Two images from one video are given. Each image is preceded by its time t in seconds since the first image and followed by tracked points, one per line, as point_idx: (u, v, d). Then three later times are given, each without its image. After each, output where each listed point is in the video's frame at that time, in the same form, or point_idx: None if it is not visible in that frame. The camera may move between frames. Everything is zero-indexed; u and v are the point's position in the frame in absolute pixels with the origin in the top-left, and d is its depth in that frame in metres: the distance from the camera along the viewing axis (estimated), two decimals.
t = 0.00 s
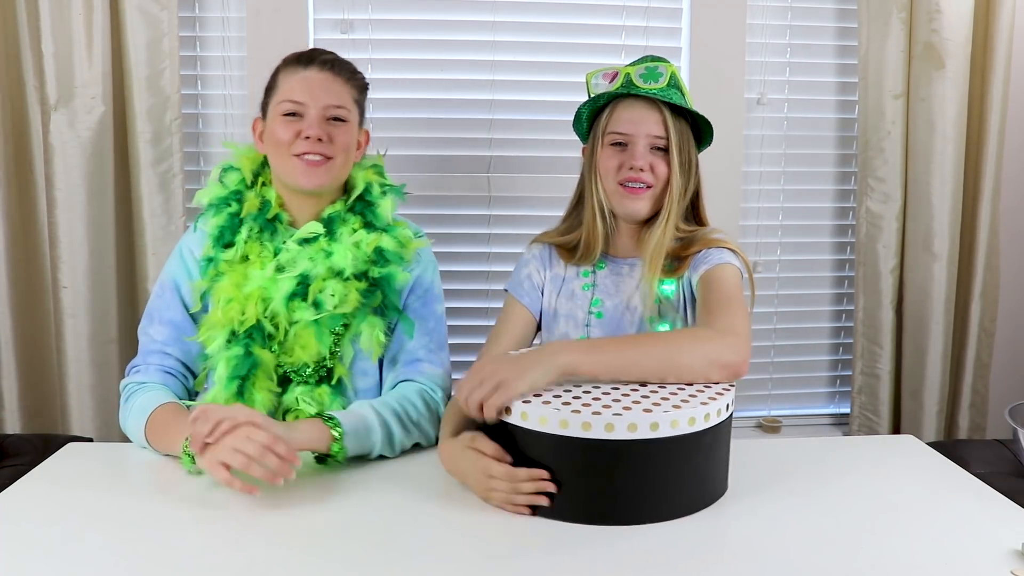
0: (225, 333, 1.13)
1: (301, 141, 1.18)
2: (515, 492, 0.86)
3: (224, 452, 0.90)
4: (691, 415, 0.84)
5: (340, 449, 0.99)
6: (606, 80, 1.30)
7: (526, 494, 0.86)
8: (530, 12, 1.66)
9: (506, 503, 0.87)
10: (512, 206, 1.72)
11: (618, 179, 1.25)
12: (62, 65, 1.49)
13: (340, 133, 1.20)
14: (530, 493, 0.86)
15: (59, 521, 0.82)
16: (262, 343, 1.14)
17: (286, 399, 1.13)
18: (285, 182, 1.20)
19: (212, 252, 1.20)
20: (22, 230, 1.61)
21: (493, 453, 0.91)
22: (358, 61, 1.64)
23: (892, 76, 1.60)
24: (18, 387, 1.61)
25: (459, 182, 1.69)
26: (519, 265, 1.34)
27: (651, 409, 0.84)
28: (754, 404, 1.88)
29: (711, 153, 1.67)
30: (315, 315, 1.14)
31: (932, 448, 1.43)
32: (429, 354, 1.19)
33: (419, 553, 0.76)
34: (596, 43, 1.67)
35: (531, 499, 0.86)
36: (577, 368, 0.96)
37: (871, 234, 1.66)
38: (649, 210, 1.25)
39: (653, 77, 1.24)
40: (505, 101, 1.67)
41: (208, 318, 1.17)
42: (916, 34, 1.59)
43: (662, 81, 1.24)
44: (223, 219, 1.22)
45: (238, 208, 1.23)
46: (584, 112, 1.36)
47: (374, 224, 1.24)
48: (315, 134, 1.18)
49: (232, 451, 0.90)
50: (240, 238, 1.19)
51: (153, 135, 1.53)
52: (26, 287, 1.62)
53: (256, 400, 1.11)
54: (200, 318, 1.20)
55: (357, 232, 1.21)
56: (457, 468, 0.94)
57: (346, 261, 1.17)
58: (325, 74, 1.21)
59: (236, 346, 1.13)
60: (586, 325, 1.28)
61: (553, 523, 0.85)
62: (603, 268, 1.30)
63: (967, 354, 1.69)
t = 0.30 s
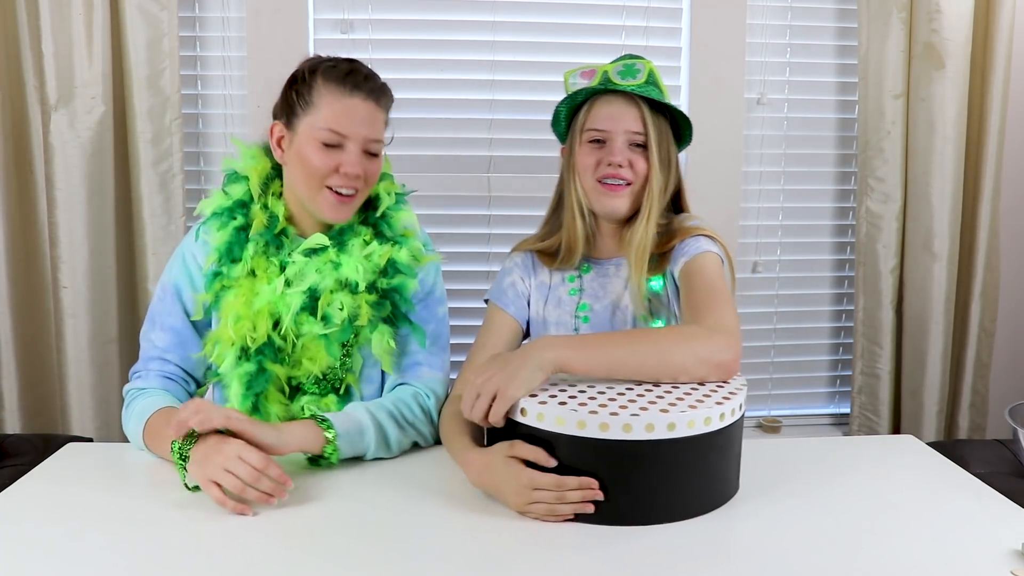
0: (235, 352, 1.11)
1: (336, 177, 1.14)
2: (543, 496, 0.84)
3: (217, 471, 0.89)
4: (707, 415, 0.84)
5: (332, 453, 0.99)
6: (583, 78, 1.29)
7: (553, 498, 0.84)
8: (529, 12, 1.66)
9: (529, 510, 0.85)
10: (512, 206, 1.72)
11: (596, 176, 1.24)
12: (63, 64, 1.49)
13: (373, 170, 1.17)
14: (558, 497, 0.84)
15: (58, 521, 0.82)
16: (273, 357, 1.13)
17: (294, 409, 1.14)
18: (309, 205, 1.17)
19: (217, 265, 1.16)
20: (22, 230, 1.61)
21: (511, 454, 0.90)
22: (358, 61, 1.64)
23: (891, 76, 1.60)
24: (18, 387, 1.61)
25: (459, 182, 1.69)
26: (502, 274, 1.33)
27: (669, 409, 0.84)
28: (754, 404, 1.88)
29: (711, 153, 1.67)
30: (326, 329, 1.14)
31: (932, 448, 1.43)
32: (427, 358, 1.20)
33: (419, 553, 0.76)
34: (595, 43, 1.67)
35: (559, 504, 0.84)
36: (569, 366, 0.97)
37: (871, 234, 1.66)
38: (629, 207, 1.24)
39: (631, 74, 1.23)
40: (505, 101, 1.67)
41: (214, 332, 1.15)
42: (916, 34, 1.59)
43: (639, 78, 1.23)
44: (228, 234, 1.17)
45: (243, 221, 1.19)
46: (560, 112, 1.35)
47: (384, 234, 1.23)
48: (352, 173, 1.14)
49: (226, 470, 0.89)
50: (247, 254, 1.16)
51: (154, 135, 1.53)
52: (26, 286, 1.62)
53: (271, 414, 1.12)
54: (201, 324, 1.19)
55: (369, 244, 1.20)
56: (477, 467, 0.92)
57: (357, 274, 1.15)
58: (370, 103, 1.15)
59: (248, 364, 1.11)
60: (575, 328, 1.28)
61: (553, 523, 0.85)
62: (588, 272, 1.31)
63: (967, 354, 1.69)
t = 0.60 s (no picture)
0: (237, 367, 1.11)
1: (342, 200, 1.14)
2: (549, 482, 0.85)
3: (218, 485, 0.88)
4: (717, 410, 0.84)
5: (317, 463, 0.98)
6: (567, 84, 1.26)
7: (558, 484, 0.85)
8: (529, 12, 1.66)
9: (533, 496, 0.86)
10: (512, 206, 1.72)
11: (584, 187, 1.24)
12: (63, 64, 1.49)
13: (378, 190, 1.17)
14: (564, 484, 0.85)
15: (58, 521, 0.82)
16: (275, 371, 1.14)
17: (297, 417, 1.15)
18: (314, 225, 1.17)
19: (220, 279, 1.15)
20: (22, 230, 1.61)
21: (521, 436, 0.92)
22: (358, 61, 1.64)
23: (891, 76, 1.60)
24: (17, 387, 1.61)
25: (459, 182, 1.69)
26: (491, 279, 1.32)
27: (680, 401, 0.84)
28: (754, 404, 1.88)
29: (711, 154, 1.67)
30: (328, 340, 1.14)
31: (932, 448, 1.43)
32: (419, 356, 1.21)
33: (419, 553, 0.76)
34: (595, 43, 1.67)
35: (565, 491, 0.85)
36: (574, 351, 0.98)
37: (870, 234, 1.66)
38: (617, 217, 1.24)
39: (615, 80, 1.21)
40: (505, 101, 1.67)
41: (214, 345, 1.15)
42: (916, 34, 1.59)
43: (624, 84, 1.21)
44: (229, 249, 1.16)
45: (245, 234, 1.18)
46: (546, 116, 1.33)
47: (383, 238, 1.22)
48: (358, 198, 1.14)
49: (226, 484, 0.87)
50: (249, 269, 1.15)
51: (154, 135, 1.53)
52: (26, 286, 1.62)
53: (274, 426, 1.13)
54: (199, 330, 1.20)
55: (368, 249, 1.20)
56: (490, 453, 0.94)
57: (358, 281, 1.15)
58: (377, 129, 1.14)
59: (250, 380, 1.11)
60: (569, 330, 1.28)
61: (553, 523, 0.85)
62: (578, 274, 1.31)
63: (967, 354, 1.69)
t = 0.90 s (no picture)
0: (243, 365, 1.11)
1: (349, 189, 1.14)
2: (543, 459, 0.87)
3: (215, 492, 0.87)
4: (719, 399, 0.84)
5: (314, 468, 0.98)
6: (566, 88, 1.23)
7: (551, 460, 0.87)
8: (529, 12, 1.66)
9: (529, 472, 0.88)
10: (512, 206, 1.72)
11: (574, 196, 1.25)
12: (63, 64, 1.49)
13: (382, 178, 1.17)
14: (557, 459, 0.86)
15: (58, 521, 0.82)
16: (280, 370, 1.14)
17: (302, 416, 1.16)
18: (323, 222, 1.17)
19: (226, 276, 1.14)
20: (22, 230, 1.61)
21: (519, 412, 0.92)
22: (358, 61, 1.64)
23: (891, 76, 1.60)
24: (17, 387, 1.61)
25: (459, 182, 1.69)
26: (486, 278, 1.33)
27: (682, 385, 0.84)
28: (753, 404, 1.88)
29: (711, 154, 1.67)
30: (335, 337, 1.14)
31: (932, 448, 1.43)
32: (418, 353, 1.21)
33: (419, 552, 0.76)
34: (595, 43, 1.67)
35: (558, 467, 0.86)
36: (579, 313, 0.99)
37: (871, 234, 1.66)
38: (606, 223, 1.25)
39: (613, 91, 1.18)
40: (505, 101, 1.67)
41: (218, 345, 1.14)
42: (916, 34, 1.59)
43: (622, 96, 1.18)
44: (236, 248, 1.15)
45: (254, 231, 1.17)
46: (547, 118, 1.31)
47: (385, 234, 1.23)
48: (365, 184, 1.14)
49: (223, 491, 0.87)
50: (258, 264, 1.15)
51: (154, 135, 1.53)
52: (26, 286, 1.62)
53: (279, 426, 1.14)
54: (201, 331, 1.20)
55: (370, 245, 1.20)
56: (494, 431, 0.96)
57: (363, 278, 1.15)
58: (374, 114, 1.15)
59: (256, 378, 1.12)
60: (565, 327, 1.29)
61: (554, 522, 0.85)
62: (571, 273, 1.32)
63: (967, 354, 1.69)
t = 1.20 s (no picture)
0: (235, 367, 1.10)
1: (355, 185, 1.14)
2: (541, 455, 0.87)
3: (217, 487, 0.87)
4: (717, 398, 0.84)
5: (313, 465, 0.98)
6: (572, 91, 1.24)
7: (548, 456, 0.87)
8: (529, 12, 1.66)
9: (526, 469, 0.89)
10: (512, 206, 1.72)
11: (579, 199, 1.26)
12: (63, 64, 1.49)
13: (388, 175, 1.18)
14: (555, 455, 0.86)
15: (58, 521, 0.82)
16: (273, 370, 1.13)
17: (301, 418, 1.14)
18: (327, 218, 1.16)
19: (215, 278, 1.14)
20: (21, 230, 1.61)
21: (517, 410, 0.92)
22: (358, 61, 1.64)
23: (891, 76, 1.60)
24: (17, 386, 1.61)
25: (459, 182, 1.69)
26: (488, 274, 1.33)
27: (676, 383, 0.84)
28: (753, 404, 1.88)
29: (712, 154, 1.67)
30: (335, 335, 1.14)
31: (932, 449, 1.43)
32: (423, 354, 1.21)
33: (420, 552, 0.76)
34: (595, 43, 1.67)
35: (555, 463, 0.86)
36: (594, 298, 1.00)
37: (870, 234, 1.66)
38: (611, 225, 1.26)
39: (617, 95, 1.19)
40: (505, 101, 1.67)
41: (211, 347, 1.13)
42: (916, 34, 1.59)
43: (626, 100, 1.18)
44: (227, 249, 1.16)
45: (242, 234, 1.17)
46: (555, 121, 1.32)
47: (390, 234, 1.24)
48: (371, 180, 1.14)
49: (226, 487, 0.87)
50: (245, 267, 1.15)
51: (154, 135, 1.53)
52: (26, 286, 1.62)
53: (275, 427, 1.12)
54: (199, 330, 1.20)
55: (377, 244, 1.21)
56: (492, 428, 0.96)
57: (367, 277, 1.15)
58: (379, 111, 1.16)
59: (248, 379, 1.10)
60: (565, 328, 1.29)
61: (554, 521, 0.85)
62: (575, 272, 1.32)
63: (967, 354, 1.69)
